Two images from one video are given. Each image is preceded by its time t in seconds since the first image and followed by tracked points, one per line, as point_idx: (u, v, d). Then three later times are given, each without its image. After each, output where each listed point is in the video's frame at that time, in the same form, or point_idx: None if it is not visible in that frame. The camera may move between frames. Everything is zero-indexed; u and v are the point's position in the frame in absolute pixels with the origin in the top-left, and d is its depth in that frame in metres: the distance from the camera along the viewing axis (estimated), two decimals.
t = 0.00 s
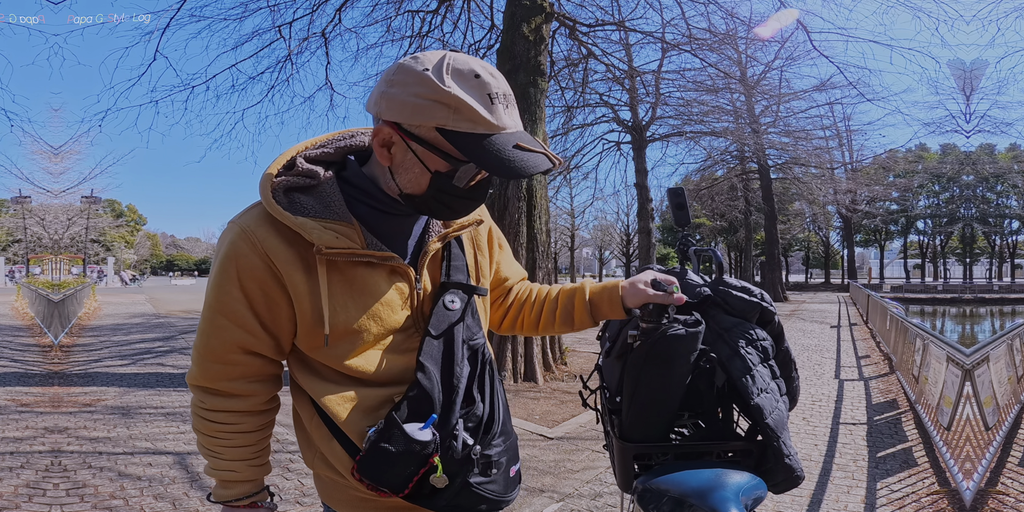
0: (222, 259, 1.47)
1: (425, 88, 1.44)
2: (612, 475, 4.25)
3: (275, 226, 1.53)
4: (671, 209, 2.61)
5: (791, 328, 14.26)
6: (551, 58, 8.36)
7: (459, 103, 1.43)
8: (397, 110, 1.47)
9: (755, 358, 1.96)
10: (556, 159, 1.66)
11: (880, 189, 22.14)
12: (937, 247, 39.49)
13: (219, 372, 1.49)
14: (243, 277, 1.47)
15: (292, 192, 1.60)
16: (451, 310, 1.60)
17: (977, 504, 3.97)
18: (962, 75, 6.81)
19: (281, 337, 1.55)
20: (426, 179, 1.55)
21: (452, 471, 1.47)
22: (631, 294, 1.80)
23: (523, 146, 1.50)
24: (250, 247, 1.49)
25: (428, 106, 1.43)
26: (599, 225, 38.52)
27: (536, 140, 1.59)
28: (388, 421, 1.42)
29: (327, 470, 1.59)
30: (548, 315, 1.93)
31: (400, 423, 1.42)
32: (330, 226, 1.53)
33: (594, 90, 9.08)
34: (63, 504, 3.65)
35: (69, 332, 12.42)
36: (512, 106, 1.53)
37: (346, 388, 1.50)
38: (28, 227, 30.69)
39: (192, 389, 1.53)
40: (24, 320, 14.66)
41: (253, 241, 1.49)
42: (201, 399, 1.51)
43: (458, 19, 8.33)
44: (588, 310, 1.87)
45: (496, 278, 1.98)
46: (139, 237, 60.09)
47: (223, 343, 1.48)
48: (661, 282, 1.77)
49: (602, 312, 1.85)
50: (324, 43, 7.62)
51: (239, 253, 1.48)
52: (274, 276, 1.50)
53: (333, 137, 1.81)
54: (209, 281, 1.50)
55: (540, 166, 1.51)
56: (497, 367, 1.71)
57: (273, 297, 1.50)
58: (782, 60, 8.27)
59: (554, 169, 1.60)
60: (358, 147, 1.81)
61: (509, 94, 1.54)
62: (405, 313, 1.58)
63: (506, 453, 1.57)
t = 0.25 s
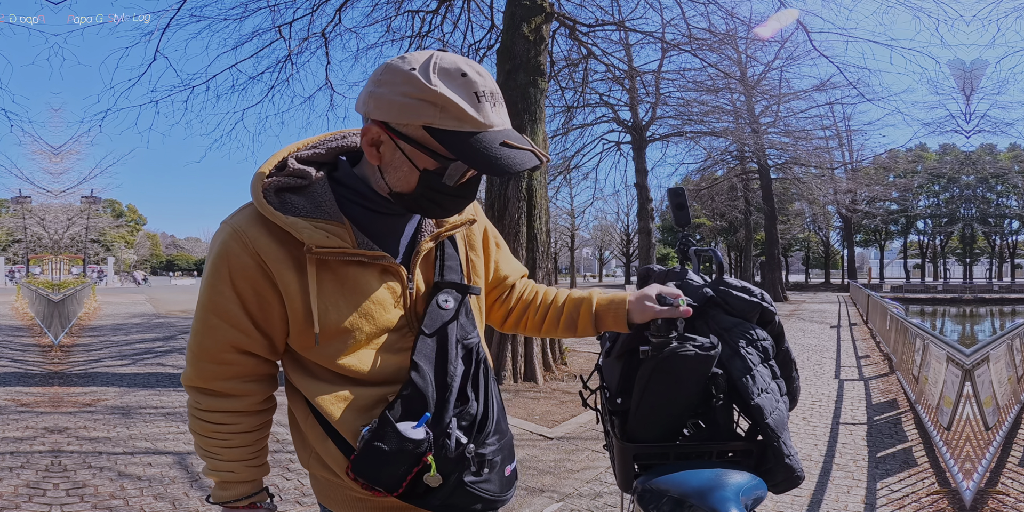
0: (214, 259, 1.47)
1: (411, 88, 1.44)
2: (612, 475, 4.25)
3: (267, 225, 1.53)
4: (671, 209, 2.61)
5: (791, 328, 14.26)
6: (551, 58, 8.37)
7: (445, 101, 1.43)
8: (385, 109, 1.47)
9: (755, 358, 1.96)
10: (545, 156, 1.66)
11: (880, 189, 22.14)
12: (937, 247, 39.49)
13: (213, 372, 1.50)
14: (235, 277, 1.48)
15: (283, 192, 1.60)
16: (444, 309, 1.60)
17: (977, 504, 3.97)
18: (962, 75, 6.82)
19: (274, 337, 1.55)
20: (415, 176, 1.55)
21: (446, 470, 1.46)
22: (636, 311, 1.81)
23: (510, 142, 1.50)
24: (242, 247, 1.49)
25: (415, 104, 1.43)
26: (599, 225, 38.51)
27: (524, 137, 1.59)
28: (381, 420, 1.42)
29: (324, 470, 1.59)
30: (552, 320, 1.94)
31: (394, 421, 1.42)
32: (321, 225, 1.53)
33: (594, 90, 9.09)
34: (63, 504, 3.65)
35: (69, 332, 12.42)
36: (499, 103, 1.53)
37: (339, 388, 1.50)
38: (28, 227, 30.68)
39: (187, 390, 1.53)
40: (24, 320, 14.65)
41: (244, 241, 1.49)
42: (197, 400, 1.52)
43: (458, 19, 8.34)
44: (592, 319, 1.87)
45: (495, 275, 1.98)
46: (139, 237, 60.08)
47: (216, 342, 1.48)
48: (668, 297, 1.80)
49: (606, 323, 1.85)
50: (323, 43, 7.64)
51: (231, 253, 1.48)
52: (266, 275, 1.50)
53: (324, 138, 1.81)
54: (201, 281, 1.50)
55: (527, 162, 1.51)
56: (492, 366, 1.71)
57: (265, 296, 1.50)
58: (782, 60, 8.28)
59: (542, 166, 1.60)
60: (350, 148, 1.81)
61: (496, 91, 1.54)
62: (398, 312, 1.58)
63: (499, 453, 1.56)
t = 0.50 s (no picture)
0: (210, 257, 1.47)
1: (405, 84, 1.44)
2: (612, 475, 4.25)
3: (264, 224, 1.53)
4: (672, 209, 2.61)
5: (791, 328, 14.26)
6: (551, 58, 8.37)
7: (438, 97, 1.43)
8: (379, 106, 1.47)
9: (755, 358, 1.97)
10: (539, 149, 1.66)
11: (880, 189, 22.13)
12: (937, 247, 39.48)
13: (208, 371, 1.50)
14: (230, 275, 1.48)
15: (280, 191, 1.60)
16: (443, 309, 1.60)
17: (977, 504, 3.97)
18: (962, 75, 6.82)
19: (270, 336, 1.55)
20: (410, 173, 1.55)
21: (443, 471, 1.46)
22: (629, 298, 1.78)
23: (504, 137, 1.50)
24: (238, 246, 1.49)
25: (408, 100, 1.43)
26: (599, 225, 38.53)
27: (518, 131, 1.59)
28: (379, 421, 1.42)
29: (319, 470, 1.59)
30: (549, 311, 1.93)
31: (392, 422, 1.41)
32: (317, 224, 1.53)
33: (594, 90, 9.10)
34: (63, 504, 3.65)
35: (69, 332, 12.42)
36: (493, 98, 1.53)
37: (335, 388, 1.50)
38: (28, 227, 30.67)
39: (182, 388, 1.53)
40: (24, 320, 14.65)
41: (241, 239, 1.50)
42: (191, 398, 1.52)
43: (458, 19, 8.35)
44: (588, 308, 1.87)
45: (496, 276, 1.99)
46: (139, 237, 60.10)
47: (212, 341, 1.48)
48: (661, 287, 1.75)
49: (602, 311, 1.85)
50: (324, 43, 7.65)
51: (226, 251, 1.48)
52: (262, 274, 1.50)
53: (322, 138, 1.82)
54: (197, 279, 1.50)
55: (522, 156, 1.51)
56: (491, 367, 1.71)
57: (261, 295, 1.51)
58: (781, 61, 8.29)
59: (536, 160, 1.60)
60: (348, 148, 1.81)
61: (490, 86, 1.54)
62: (395, 312, 1.59)
63: (497, 454, 1.56)
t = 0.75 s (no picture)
0: (209, 257, 1.47)
1: (404, 77, 1.44)
2: (612, 475, 4.25)
3: (263, 224, 1.53)
4: (671, 209, 2.61)
5: (790, 328, 14.26)
6: (551, 58, 8.38)
7: (438, 89, 1.42)
8: (378, 100, 1.47)
9: (755, 359, 1.97)
10: (538, 140, 1.67)
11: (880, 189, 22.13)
12: (937, 247, 39.48)
13: (206, 373, 1.50)
14: (229, 276, 1.48)
15: (280, 191, 1.60)
16: (445, 309, 1.59)
17: (977, 504, 3.97)
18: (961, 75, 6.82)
19: (269, 337, 1.55)
20: (410, 167, 1.54)
21: (448, 473, 1.46)
22: (623, 281, 1.88)
23: (504, 128, 1.50)
24: (238, 246, 1.49)
25: (407, 93, 1.43)
26: (599, 225, 38.54)
27: (518, 124, 1.60)
28: (383, 422, 1.42)
29: (319, 472, 1.59)
30: (546, 305, 1.98)
31: (395, 424, 1.42)
32: (318, 224, 1.53)
33: (594, 90, 9.10)
34: (63, 504, 3.65)
35: (69, 332, 12.42)
36: (492, 91, 1.53)
37: (336, 389, 1.50)
38: (28, 227, 30.66)
39: (180, 390, 1.53)
40: (24, 321, 14.65)
41: (240, 240, 1.49)
42: (189, 399, 1.52)
43: (458, 19, 8.35)
44: (584, 297, 1.94)
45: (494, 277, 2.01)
46: (139, 237, 60.10)
47: (210, 342, 1.49)
48: (654, 268, 1.88)
49: (598, 298, 1.93)
50: (324, 43, 7.66)
51: (225, 252, 1.48)
52: (260, 274, 1.50)
53: (322, 137, 1.82)
54: (196, 280, 1.51)
55: (522, 147, 1.51)
56: (494, 369, 1.70)
57: (260, 296, 1.51)
58: (781, 61, 8.30)
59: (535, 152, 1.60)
60: (347, 147, 1.81)
61: (488, 80, 1.54)
62: (397, 313, 1.58)
63: (501, 455, 1.57)
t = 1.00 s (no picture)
0: (208, 259, 1.48)
1: (403, 72, 1.44)
2: (612, 475, 4.25)
3: (262, 225, 1.53)
4: (671, 209, 2.61)
5: (791, 328, 14.26)
6: (551, 58, 8.38)
7: (437, 81, 1.43)
8: (377, 95, 1.47)
9: (755, 359, 1.96)
10: (538, 132, 1.67)
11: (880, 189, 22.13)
12: (937, 247, 39.48)
13: (205, 375, 1.50)
14: (228, 277, 1.48)
15: (279, 191, 1.60)
16: (446, 311, 1.59)
17: (977, 504, 3.96)
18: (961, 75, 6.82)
19: (268, 339, 1.55)
20: (410, 162, 1.54)
21: (449, 475, 1.46)
22: (606, 281, 1.89)
23: (503, 120, 1.51)
24: (236, 247, 1.49)
25: (406, 87, 1.43)
26: (599, 225, 38.54)
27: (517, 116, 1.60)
28: (383, 425, 1.42)
29: (320, 475, 1.59)
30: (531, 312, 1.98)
31: (395, 427, 1.42)
32: (316, 225, 1.53)
33: (594, 90, 9.10)
34: (63, 504, 3.65)
35: (69, 332, 12.42)
36: (490, 85, 1.53)
37: (336, 391, 1.50)
38: (28, 227, 30.67)
39: (179, 392, 1.53)
40: (24, 321, 14.65)
41: (238, 241, 1.49)
42: (188, 402, 1.52)
43: (458, 19, 8.35)
44: (569, 300, 1.95)
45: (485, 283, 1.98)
46: (139, 237, 60.11)
47: (209, 345, 1.49)
48: (634, 262, 1.91)
49: (583, 300, 1.94)
50: (324, 43, 7.66)
51: (224, 253, 1.48)
52: (259, 275, 1.50)
53: (321, 137, 1.82)
54: (195, 281, 1.51)
55: (521, 137, 1.51)
56: (495, 370, 1.70)
57: (259, 298, 1.51)
58: (781, 61, 8.30)
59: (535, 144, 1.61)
60: (346, 147, 1.82)
61: (486, 73, 1.54)
62: (397, 314, 1.58)
63: (502, 458, 1.57)
